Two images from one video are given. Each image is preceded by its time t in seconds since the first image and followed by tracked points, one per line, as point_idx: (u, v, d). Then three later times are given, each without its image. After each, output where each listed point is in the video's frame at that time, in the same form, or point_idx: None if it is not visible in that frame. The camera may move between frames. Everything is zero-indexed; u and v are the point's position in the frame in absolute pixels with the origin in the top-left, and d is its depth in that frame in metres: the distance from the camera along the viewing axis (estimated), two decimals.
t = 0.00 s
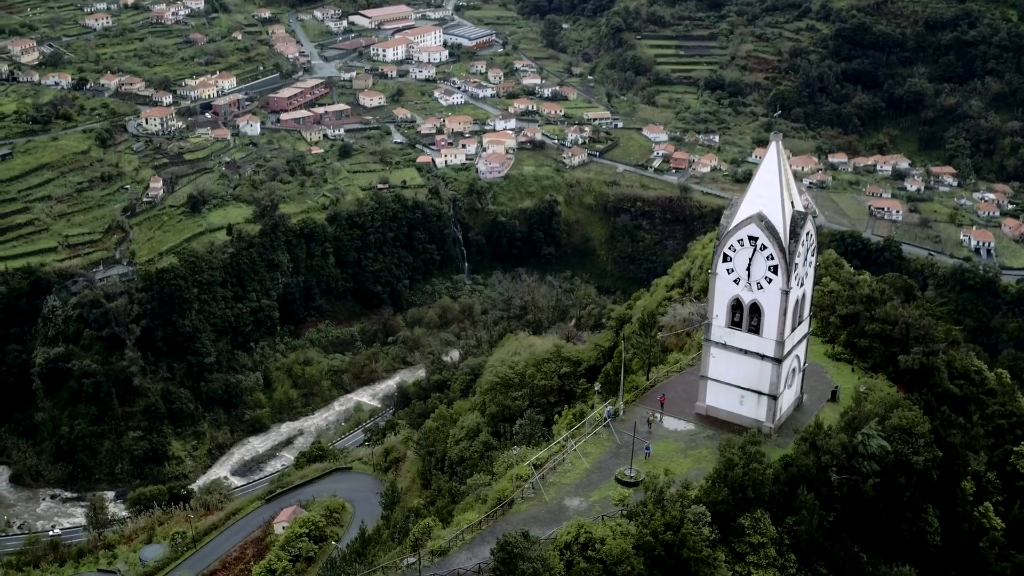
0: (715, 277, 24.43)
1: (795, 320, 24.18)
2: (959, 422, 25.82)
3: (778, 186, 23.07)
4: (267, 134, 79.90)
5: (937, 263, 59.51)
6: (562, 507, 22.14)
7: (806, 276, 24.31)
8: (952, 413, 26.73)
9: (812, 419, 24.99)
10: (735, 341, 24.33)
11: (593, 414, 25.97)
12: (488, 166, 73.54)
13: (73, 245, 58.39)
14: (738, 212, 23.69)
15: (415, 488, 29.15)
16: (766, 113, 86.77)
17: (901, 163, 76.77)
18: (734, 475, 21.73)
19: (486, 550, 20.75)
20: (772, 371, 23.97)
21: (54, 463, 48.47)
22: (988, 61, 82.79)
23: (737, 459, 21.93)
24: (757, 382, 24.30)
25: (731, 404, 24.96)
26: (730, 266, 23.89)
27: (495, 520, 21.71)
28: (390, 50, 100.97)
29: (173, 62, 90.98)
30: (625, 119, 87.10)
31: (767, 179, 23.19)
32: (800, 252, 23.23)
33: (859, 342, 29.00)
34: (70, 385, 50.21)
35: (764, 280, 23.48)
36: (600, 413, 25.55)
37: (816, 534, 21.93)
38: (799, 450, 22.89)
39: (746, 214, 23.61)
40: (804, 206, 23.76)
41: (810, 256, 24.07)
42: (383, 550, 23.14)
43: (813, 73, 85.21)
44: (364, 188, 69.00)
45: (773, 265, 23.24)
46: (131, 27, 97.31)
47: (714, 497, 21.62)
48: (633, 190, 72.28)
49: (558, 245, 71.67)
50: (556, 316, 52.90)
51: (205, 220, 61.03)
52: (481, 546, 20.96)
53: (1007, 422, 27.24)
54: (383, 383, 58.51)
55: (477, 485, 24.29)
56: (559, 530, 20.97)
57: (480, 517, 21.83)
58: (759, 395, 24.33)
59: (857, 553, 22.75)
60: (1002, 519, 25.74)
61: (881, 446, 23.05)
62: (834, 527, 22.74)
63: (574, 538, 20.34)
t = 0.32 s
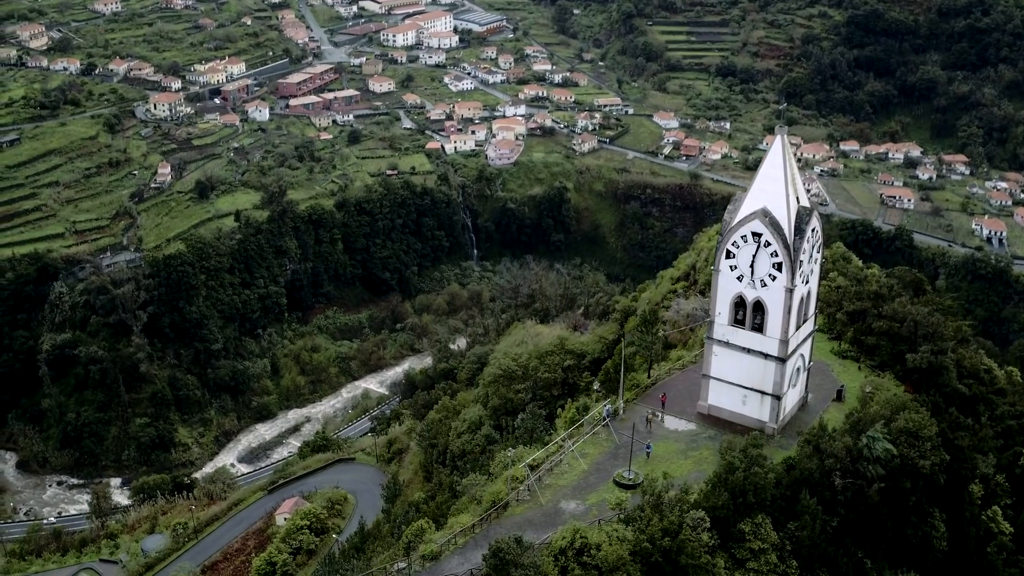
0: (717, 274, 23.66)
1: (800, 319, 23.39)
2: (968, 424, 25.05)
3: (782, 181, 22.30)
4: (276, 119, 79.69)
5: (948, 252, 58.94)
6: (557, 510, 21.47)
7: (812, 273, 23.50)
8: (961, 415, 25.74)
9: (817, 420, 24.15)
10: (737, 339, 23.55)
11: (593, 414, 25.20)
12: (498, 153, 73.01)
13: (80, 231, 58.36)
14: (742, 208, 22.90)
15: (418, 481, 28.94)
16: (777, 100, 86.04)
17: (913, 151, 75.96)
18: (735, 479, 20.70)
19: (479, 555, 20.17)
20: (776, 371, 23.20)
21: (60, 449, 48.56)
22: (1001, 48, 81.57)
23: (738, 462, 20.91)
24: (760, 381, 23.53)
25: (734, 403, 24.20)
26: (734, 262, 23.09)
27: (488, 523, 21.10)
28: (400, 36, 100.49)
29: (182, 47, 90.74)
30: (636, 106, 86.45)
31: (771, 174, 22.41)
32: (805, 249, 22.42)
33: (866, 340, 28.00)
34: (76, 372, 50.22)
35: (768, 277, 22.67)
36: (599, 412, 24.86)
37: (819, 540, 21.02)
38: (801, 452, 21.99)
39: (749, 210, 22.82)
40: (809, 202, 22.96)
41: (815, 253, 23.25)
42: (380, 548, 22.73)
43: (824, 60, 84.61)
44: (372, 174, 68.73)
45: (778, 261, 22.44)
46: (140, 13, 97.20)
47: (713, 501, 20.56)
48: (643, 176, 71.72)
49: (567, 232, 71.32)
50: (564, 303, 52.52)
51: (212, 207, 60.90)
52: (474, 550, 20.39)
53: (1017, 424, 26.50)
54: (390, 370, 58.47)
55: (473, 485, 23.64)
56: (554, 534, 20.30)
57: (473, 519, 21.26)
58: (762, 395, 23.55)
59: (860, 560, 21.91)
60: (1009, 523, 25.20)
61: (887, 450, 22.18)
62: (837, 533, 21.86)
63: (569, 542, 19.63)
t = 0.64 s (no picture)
0: (720, 272, 23.08)
1: (805, 318, 22.74)
2: (976, 427, 24.00)
3: (787, 177, 21.70)
4: (285, 105, 79.38)
5: (959, 242, 58.27)
6: (552, 514, 21.19)
7: (817, 271, 22.85)
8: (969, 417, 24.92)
9: (821, 422, 23.57)
10: (740, 339, 22.96)
11: (592, 413, 24.82)
12: (507, 139, 72.60)
13: (87, 217, 58.34)
14: (745, 204, 22.31)
15: (420, 473, 28.74)
16: (789, 88, 85.26)
17: (925, 139, 75.09)
18: (735, 484, 20.09)
19: (471, 560, 19.98)
20: (779, 371, 22.58)
21: (67, 436, 48.67)
22: (1015, 36, 80.56)
23: (738, 466, 20.35)
24: (762, 382, 22.93)
25: (736, 404, 23.64)
26: (736, 260, 22.46)
27: (482, 527, 20.88)
28: (410, 21, 99.95)
29: (191, 32, 90.46)
30: (646, 93, 85.77)
31: (775, 169, 21.84)
32: (810, 246, 21.78)
33: (873, 338, 27.29)
34: (83, 358, 50.25)
35: (772, 276, 22.04)
36: (596, 412, 24.48)
37: (821, 547, 20.33)
38: (804, 456, 21.47)
39: (753, 206, 22.22)
40: (814, 198, 22.33)
41: (821, 251, 22.60)
42: (379, 545, 22.65)
43: (837, 47, 84.44)
44: (381, 161, 68.46)
45: (781, 259, 21.81)
46: None
47: (712, 507, 20.00)
48: (653, 163, 71.09)
49: (577, 219, 70.94)
50: (571, 290, 52.11)
51: (220, 193, 60.79)
52: (466, 555, 20.21)
53: None
54: (398, 357, 58.34)
55: (469, 485, 23.32)
56: (549, 540, 20.06)
57: (466, 523, 21.03)
58: (765, 396, 22.95)
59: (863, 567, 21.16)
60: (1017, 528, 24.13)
61: (892, 454, 21.55)
62: (840, 539, 21.15)
63: (564, 550, 19.42)
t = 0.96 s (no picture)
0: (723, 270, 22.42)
1: (809, 318, 22.10)
2: (984, 430, 23.50)
3: (792, 173, 20.97)
4: (293, 91, 79.10)
5: (971, 231, 57.61)
6: (548, 518, 20.61)
7: (822, 270, 22.19)
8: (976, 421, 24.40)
9: (825, 424, 22.96)
10: (742, 338, 22.32)
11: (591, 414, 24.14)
12: (517, 126, 72.16)
13: (95, 203, 58.31)
14: (749, 200, 21.62)
15: (421, 467, 28.59)
16: (800, 74, 84.44)
17: (938, 127, 74.22)
18: (735, 490, 19.50)
19: (462, 567, 19.58)
20: (783, 372, 21.96)
21: (74, 422, 48.83)
22: None
23: (739, 472, 19.77)
24: (765, 383, 22.30)
25: (738, 405, 23.00)
26: (739, 258, 21.84)
27: (475, 532, 20.44)
28: (420, 7, 99.43)
29: (200, 18, 90.16)
30: (657, 79, 85.06)
31: (779, 165, 21.10)
32: (815, 245, 21.13)
33: (880, 336, 26.59)
34: (90, 345, 50.26)
35: (775, 274, 21.42)
36: (596, 412, 23.87)
37: (823, 554, 19.76)
38: (807, 460, 20.89)
39: (756, 202, 21.53)
40: (820, 194, 21.61)
41: (826, 249, 21.93)
42: (377, 542, 22.63)
43: (849, 34, 83.52)
44: (390, 147, 68.15)
45: (785, 258, 21.16)
46: None
47: (712, 514, 19.36)
48: (663, 151, 70.51)
49: (587, 207, 70.58)
50: (579, 278, 51.75)
51: (228, 179, 60.62)
52: (458, 561, 19.82)
53: None
54: (406, 345, 58.27)
55: (462, 488, 22.69)
56: (542, 546, 19.51)
57: (459, 528, 20.60)
58: (767, 397, 22.33)
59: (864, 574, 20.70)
60: None
61: (897, 459, 21.03)
62: (843, 545, 20.62)
63: (558, 557, 18.88)
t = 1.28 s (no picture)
0: (725, 268, 21.82)
1: (813, 318, 21.50)
2: (991, 435, 22.94)
3: (795, 170, 20.23)
4: (302, 77, 78.82)
5: (983, 221, 56.84)
6: (542, 523, 20.01)
7: (827, 269, 21.54)
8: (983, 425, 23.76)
9: (829, 426, 22.45)
10: (744, 339, 21.77)
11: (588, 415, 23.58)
12: (526, 113, 71.88)
13: (102, 189, 58.29)
14: (751, 198, 20.95)
15: (422, 461, 28.47)
16: (812, 62, 83.72)
17: (950, 116, 73.33)
18: (734, 496, 18.75)
19: (453, 574, 18.82)
20: (785, 373, 21.40)
21: (81, 409, 48.93)
22: None
23: (738, 478, 19.06)
24: (767, 384, 21.75)
25: (740, 406, 22.50)
26: (741, 257, 21.27)
27: (468, 537, 19.75)
28: None
29: (210, 3, 89.90)
30: (668, 66, 84.36)
31: (782, 161, 20.37)
32: (819, 244, 20.46)
33: (886, 336, 25.82)
34: (97, 331, 50.25)
35: (778, 274, 20.80)
36: (594, 413, 23.33)
37: (824, 562, 19.13)
38: (808, 466, 20.32)
39: (759, 199, 20.87)
40: (825, 191, 20.89)
41: (830, 247, 21.26)
42: (375, 537, 22.59)
43: (861, 22, 82.82)
44: (399, 134, 67.86)
45: (788, 257, 20.53)
46: None
47: (710, 521, 18.67)
48: (674, 138, 69.87)
49: (596, 194, 70.17)
50: (586, 266, 51.29)
51: (236, 165, 60.47)
52: (449, 567, 19.07)
53: None
54: (414, 332, 58.17)
55: (454, 490, 22.15)
56: (536, 553, 18.86)
57: (452, 533, 19.93)
58: (770, 399, 21.78)
59: None
60: None
61: (901, 466, 20.44)
62: (844, 553, 20.19)
63: (552, 564, 18.26)
